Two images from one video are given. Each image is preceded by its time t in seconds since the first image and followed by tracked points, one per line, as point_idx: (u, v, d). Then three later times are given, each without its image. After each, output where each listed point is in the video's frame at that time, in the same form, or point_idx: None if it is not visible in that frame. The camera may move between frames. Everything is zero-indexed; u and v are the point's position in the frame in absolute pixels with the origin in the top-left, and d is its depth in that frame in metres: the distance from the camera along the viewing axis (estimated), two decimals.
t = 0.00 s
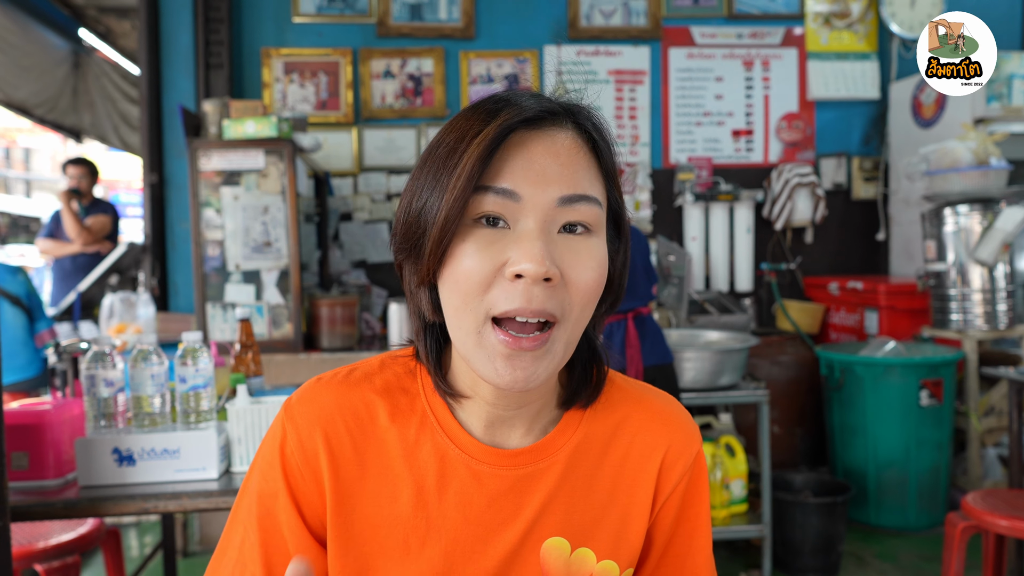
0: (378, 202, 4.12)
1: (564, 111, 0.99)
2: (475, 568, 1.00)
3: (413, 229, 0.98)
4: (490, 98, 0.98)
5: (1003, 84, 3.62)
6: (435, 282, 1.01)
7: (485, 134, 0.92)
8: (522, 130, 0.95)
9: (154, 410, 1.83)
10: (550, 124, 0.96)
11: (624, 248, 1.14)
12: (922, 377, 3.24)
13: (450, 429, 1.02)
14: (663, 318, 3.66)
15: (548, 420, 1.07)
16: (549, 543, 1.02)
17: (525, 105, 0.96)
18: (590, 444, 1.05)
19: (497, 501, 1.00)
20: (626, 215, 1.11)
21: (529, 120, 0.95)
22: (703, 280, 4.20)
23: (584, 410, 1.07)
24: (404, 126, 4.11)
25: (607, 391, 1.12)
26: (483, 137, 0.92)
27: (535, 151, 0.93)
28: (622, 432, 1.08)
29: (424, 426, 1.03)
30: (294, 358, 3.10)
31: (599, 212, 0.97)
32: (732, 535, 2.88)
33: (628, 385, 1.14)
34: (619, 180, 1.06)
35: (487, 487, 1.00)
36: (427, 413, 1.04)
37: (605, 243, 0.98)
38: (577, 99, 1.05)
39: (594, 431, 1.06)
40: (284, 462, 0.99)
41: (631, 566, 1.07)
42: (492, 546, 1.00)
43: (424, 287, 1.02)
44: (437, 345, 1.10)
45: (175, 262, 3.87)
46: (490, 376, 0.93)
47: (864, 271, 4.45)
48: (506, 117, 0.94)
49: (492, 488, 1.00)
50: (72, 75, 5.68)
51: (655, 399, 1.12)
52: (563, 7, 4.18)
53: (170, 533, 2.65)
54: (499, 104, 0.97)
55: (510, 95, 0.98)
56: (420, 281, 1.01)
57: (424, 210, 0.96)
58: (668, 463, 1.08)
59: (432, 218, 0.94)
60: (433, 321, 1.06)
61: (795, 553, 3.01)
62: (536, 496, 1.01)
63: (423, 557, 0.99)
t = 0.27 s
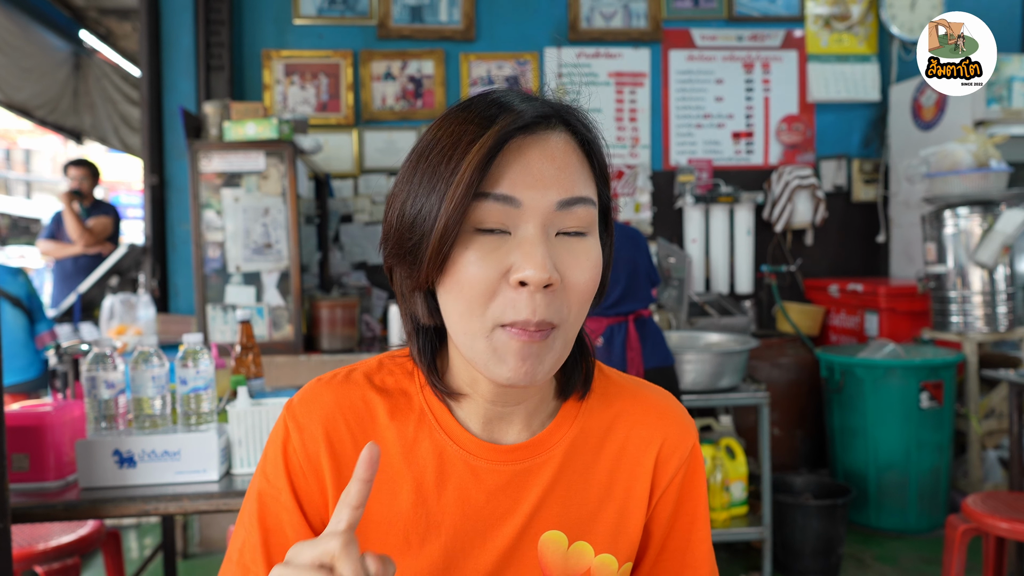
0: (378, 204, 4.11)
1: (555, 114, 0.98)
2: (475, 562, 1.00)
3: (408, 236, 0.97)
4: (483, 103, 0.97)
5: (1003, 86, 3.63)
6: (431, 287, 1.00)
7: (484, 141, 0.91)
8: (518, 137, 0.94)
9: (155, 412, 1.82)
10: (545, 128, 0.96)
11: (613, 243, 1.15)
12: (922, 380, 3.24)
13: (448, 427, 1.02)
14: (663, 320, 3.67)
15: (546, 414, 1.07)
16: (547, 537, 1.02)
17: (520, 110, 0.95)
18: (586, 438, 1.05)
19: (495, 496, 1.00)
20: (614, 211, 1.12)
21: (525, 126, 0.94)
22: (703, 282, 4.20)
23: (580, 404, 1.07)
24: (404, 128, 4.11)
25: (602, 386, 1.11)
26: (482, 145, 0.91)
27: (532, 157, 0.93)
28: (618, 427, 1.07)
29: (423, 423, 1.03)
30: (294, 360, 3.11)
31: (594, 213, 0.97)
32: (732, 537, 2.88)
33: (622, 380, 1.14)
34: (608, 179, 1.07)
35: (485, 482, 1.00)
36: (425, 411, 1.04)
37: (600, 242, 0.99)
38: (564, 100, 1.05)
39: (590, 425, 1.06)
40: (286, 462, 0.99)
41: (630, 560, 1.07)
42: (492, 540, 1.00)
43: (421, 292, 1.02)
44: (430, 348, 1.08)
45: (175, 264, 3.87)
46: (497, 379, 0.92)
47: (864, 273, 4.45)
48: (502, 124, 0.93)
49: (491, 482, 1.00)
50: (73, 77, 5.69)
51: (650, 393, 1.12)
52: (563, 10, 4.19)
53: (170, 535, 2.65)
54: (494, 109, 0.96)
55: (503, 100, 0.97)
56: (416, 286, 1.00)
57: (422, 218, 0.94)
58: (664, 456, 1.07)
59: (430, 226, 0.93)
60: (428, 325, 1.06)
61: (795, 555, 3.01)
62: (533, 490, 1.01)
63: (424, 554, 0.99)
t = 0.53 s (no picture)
0: (379, 205, 4.12)
1: (555, 118, 0.98)
2: (478, 563, 1.00)
3: (407, 239, 0.98)
4: (480, 106, 0.96)
5: (1004, 88, 3.66)
6: (430, 289, 1.01)
7: (482, 145, 0.91)
8: (517, 142, 0.93)
9: (156, 413, 1.83)
10: (543, 132, 0.96)
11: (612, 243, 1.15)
12: (923, 382, 3.23)
13: (450, 428, 1.02)
14: (664, 322, 3.67)
15: (547, 414, 1.06)
16: (550, 537, 1.02)
17: (518, 113, 0.95)
18: (587, 438, 1.05)
19: (498, 497, 1.00)
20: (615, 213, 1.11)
21: (524, 131, 0.94)
22: (704, 284, 4.21)
23: (581, 403, 1.06)
24: (405, 130, 4.11)
25: (603, 386, 1.11)
26: (480, 150, 0.91)
27: (531, 162, 0.93)
28: (619, 426, 1.07)
29: (424, 424, 1.03)
30: (295, 361, 3.11)
31: (594, 217, 0.97)
32: (733, 539, 2.87)
33: (621, 380, 1.14)
34: (609, 181, 1.07)
35: (487, 483, 1.00)
36: (426, 412, 1.04)
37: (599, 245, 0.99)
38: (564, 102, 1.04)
39: (591, 425, 1.06)
40: (291, 464, 1.00)
41: (633, 559, 1.07)
42: (494, 541, 1.00)
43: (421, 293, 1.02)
44: (432, 346, 1.08)
45: (176, 265, 3.88)
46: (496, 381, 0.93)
47: (865, 275, 4.45)
48: (501, 129, 0.93)
49: (493, 483, 1.00)
50: (75, 78, 5.70)
51: (650, 393, 1.12)
52: (563, 12, 4.19)
53: (171, 537, 2.64)
54: (492, 113, 0.96)
55: (501, 104, 0.97)
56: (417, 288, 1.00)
57: (421, 221, 0.95)
58: (665, 455, 1.07)
59: (428, 230, 0.93)
60: (428, 327, 1.06)
61: (796, 557, 3.01)
62: (535, 491, 1.01)
63: (427, 554, 1.00)
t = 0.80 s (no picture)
0: (380, 207, 4.12)
1: (564, 123, 0.99)
2: (474, 570, 1.00)
3: (417, 238, 0.97)
4: (493, 108, 0.97)
5: (1004, 91, 3.66)
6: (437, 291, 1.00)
7: (497, 145, 0.92)
8: (529, 143, 0.94)
9: (156, 415, 1.83)
10: (554, 136, 0.96)
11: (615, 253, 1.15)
12: (924, 384, 3.23)
13: (448, 433, 1.02)
14: (665, 324, 3.67)
15: (547, 421, 1.06)
16: (547, 544, 1.02)
17: (531, 116, 0.96)
18: (586, 446, 1.05)
19: (495, 504, 1.00)
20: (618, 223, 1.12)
21: (536, 133, 0.95)
22: (704, 287, 4.21)
23: (581, 410, 1.06)
24: (406, 132, 4.12)
25: (604, 392, 1.11)
26: (495, 150, 0.91)
27: (543, 163, 0.93)
28: (619, 434, 1.07)
29: (422, 430, 1.03)
30: (295, 363, 3.11)
31: (601, 222, 0.97)
32: (733, 541, 2.87)
33: (620, 387, 1.13)
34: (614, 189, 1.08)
35: (484, 489, 0.99)
36: (425, 417, 1.04)
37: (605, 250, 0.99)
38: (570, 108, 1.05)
39: (591, 432, 1.06)
40: (290, 466, 1.00)
41: (631, 568, 1.07)
42: (490, 547, 1.00)
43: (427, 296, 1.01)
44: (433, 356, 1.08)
45: (177, 266, 3.88)
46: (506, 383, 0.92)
47: (866, 277, 4.45)
48: (513, 130, 0.93)
49: (490, 490, 0.99)
50: (76, 80, 5.71)
51: (652, 401, 1.11)
52: (564, 14, 4.19)
53: (172, 539, 2.65)
54: (504, 115, 0.96)
55: (513, 107, 0.98)
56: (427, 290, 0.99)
57: (434, 221, 0.94)
58: (665, 465, 1.07)
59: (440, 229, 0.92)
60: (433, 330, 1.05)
61: (796, 560, 3.00)
62: (533, 498, 1.00)
63: (423, 560, 1.00)
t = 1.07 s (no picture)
0: (380, 209, 4.12)
1: (563, 137, 0.97)
2: (474, 571, 1.00)
3: (410, 252, 0.96)
4: (491, 121, 0.95)
5: (1004, 92, 3.66)
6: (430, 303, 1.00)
7: (491, 164, 0.90)
8: (525, 161, 0.93)
9: (156, 416, 1.83)
10: (552, 151, 0.95)
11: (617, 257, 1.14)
12: (924, 386, 3.23)
13: (447, 435, 1.02)
14: (665, 326, 3.67)
15: (546, 423, 1.06)
16: (547, 545, 1.02)
17: (529, 131, 0.94)
18: (586, 446, 1.05)
19: (495, 504, 1.00)
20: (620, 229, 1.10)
21: (533, 151, 0.93)
22: (705, 288, 4.21)
23: (581, 411, 1.06)
24: (406, 133, 4.12)
25: (604, 392, 1.11)
26: (489, 169, 0.90)
27: (537, 182, 0.92)
28: (620, 435, 1.07)
29: (422, 430, 1.03)
30: (296, 364, 3.11)
31: (597, 238, 0.97)
32: (734, 543, 2.87)
33: (621, 387, 1.13)
34: (615, 199, 1.07)
35: (484, 490, 0.99)
36: (425, 418, 1.04)
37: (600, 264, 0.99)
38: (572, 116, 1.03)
39: (591, 433, 1.06)
40: (291, 466, 1.01)
41: (632, 568, 1.06)
42: (490, 548, 1.00)
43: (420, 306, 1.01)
44: (431, 354, 1.07)
45: (177, 268, 3.88)
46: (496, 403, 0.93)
47: (867, 279, 4.45)
48: (509, 148, 0.92)
49: (489, 491, 0.99)
50: (76, 81, 5.72)
51: (653, 402, 1.11)
52: (565, 16, 4.19)
53: (172, 541, 2.64)
54: (501, 129, 0.94)
55: (511, 119, 0.96)
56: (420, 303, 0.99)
57: (426, 237, 0.94)
58: (665, 466, 1.07)
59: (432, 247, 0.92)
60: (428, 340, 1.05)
61: (797, 562, 3.00)
62: (533, 499, 1.01)
63: (423, 560, 1.00)
